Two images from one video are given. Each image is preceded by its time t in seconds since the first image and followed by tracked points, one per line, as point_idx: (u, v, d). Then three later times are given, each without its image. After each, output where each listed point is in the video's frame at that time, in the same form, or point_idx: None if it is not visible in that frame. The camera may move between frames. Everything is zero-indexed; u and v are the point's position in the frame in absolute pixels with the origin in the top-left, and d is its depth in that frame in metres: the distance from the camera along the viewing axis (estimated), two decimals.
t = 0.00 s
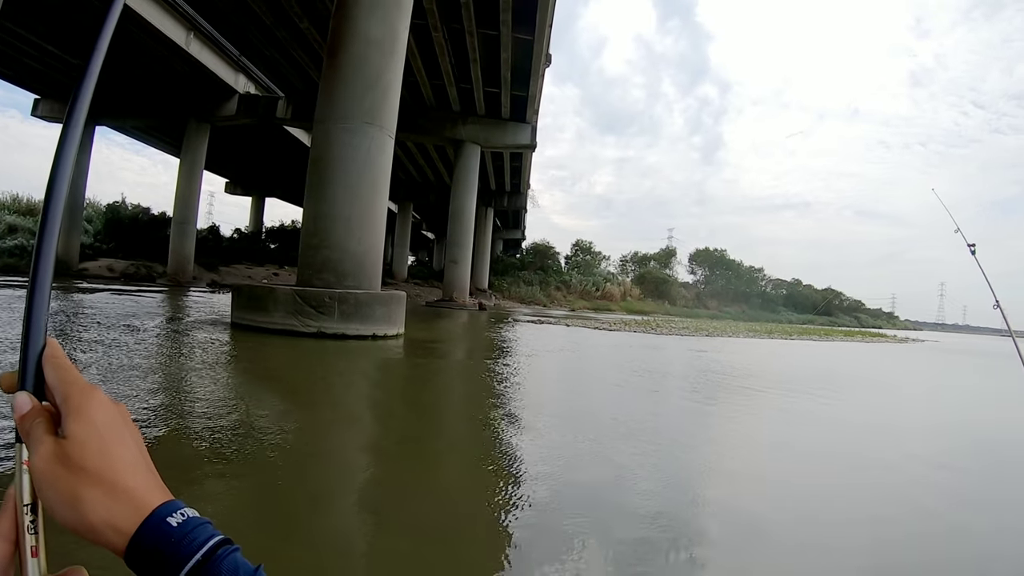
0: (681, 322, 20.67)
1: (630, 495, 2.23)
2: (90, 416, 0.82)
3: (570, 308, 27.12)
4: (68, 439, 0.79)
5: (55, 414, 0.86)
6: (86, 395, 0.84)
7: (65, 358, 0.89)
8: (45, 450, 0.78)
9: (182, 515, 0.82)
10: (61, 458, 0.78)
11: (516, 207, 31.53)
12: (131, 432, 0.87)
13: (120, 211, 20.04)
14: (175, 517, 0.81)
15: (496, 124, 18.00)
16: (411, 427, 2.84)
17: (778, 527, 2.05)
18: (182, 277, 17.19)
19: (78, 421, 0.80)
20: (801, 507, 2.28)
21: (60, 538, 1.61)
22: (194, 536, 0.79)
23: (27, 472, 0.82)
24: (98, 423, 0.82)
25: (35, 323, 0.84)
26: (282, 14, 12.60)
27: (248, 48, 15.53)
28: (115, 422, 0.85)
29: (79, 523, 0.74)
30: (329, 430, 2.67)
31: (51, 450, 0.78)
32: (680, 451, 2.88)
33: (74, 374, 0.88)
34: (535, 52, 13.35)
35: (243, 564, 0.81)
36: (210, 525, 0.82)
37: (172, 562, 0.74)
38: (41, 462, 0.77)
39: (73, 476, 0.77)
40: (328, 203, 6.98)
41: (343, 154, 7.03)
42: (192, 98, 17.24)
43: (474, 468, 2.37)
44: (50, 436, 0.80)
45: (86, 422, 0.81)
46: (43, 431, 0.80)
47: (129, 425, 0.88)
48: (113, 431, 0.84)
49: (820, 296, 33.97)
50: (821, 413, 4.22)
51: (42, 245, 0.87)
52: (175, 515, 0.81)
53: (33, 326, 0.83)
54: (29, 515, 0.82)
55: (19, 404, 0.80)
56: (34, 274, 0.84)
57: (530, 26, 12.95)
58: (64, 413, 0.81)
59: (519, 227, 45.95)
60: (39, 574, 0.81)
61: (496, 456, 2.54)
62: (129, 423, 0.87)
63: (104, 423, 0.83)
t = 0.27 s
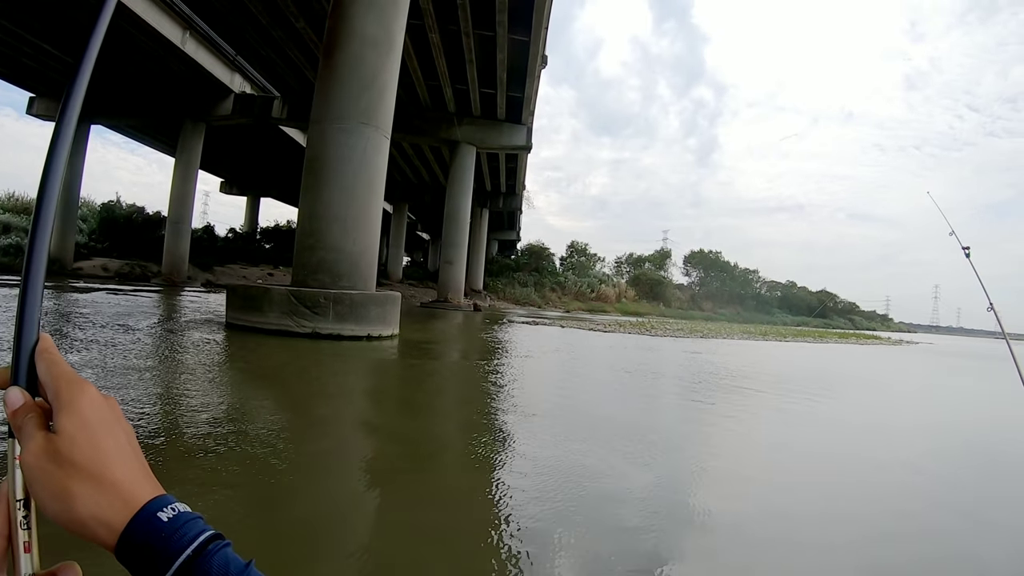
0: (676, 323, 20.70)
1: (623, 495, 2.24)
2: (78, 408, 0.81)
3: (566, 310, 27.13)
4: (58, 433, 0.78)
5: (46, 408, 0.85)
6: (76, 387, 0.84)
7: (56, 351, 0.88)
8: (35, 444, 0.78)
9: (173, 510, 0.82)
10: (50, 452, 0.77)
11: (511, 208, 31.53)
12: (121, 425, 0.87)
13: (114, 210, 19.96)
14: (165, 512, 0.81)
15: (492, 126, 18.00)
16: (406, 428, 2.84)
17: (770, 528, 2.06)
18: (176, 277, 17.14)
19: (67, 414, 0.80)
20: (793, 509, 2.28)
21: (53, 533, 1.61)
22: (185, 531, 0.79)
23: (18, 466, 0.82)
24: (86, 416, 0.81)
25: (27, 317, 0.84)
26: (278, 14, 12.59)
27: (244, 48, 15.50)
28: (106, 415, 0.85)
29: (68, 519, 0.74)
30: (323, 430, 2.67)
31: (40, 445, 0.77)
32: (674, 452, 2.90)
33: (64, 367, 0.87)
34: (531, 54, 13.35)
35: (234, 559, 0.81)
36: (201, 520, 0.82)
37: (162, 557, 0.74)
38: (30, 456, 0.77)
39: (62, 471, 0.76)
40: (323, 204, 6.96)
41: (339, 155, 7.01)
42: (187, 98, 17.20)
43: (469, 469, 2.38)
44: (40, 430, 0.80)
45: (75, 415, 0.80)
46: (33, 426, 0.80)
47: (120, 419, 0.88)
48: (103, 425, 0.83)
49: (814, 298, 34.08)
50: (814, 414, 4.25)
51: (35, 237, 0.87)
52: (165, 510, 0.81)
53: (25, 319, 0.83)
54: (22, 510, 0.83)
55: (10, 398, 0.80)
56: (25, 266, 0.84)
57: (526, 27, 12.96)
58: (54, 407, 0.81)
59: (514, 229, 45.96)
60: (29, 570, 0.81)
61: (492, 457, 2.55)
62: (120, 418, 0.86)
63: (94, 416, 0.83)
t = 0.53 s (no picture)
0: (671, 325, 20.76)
1: (620, 497, 2.24)
2: (82, 406, 0.82)
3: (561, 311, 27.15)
4: (61, 432, 0.78)
5: (51, 408, 0.85)
6: (80, 385, 0.84)
7: (60, 352, 0.89)
8: (39, 444, 0.78)
9: (176, 509, 0.82)
10: (53, 450, 0.78)
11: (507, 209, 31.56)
12: (125, 424, 0.87)
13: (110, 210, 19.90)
14: (168, 511, 0.81)
15: (489, 127, 18.02)
16: (403, 429, 2.85)
17: (763, 527, 2.08)
18: (172, 276, 17.10)
19: (70, 414, 0.80)
20: (788, 510, 2.28)
21: (53, 532, 1.61)
22: (187, 530, 0.79)
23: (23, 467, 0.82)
24: (90, 414, 0.82)
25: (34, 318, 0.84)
26: (276, 14, 12.58)
27: (241, 48, 15.49)
28: (110, 414, 0.85)
29: (71, 517, 0.74)
30: (318, 430, 2.68)
31: (44, 443, 0.78)
32: (670, 452, 2.91)
33: (69, 365, 0.87)
34: (528, 55, 13.36)
35: (237, 558, 0.81)
36: (203, 520, 0.82)
37: (164, 555, 0.74)
38: (33, 456, 0.77)
39: (66, 470, 0.77)
40: (320, 205, 6.95)
41: (335, 155, 7.01)
42: (184, 98, 17.18)
43: (466, 469, 2.39)
44: (45, 430, 0.80)
45: (79, 413, 0.81)
46: (38, 426, 0.80)
47: (123, 417, 0.88)
48: (107, 423, 0.84)
49: (809, 301, 34.21)
50: (809, 415, 4.27)
51: (44, 236, 0.87)
52: (169, 509, 0.81)
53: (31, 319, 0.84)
54: (25, 508, 0.82)
55: (16, 398, 0.80)
56: (34, 266, 0.85)
57: (523, 28, 12.98)
58: (58, 406, 0.81)
59: (510, 230, 46.01)
60: (32, 572, 0.80)
61: (489, 457, 2.55)
62: (123, 417, 0.87)
63: (98, 414, 0.83)
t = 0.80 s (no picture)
0: (667, 325, 20.78)
1: (620, 498, 2.23)
2: (85, 410, 0.82)
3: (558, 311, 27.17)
4: (64, 435, 0.78)
5: (54, 412, 0.85)
6: (84, 389, 0.84)
7: (64, 356, 0.89)
8: (42, 446, 0.78)
9: (177, 510, 0.81)
10: (56, 454, 0.77)
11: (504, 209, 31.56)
12: (127, 426, 0.87)
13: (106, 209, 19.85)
14: (169, 512, 0.80)
15: (486, 127, 18.02)
16: (402, 429, 2.84)
17: (761, 527, 2.08)
18: (168, 276, 17.06)
19: (75, 416, 0.80)
20: (783, 509, 2.28)
21: (54, 533, 1.60)
22: (188, 532, 0.78)
23: (27, 470, 0.82)
24: (92, 417, 0.82)
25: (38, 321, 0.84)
26: (272, 14, 12.58)
27: (238, 47, 15.47)
28: (112, 417, 0.85)
29: (73, 518, 0.74)
30: (316, 430, 2.67)
31: (47, 445, 0.78)
32: (665, 452, 2.92)
33: (72, 370, 0.87)
34: (524, 56, 13.37)
35: (237, 561, 0.81)
36: (204, 521, 0.82)
37: (166, 556, 0.74)
38: (37, 459, 0.77)
39: (68, 472, 0.77)
40: (316, 204, 6.95)
41: (331, 155, 7.00)
42: (180, 97, 17.15)
43: (465, 469, 2.38)
44: (48, 432, 0.80)
45: (82, 416, 0.81)
46: (42, 428, 0.80)
47: (125, 421, 0.88)
48: (110, 428, 0.83)
49: (804, 301, 34.28)
50: (804, 414, 4.28)
51: (48, 241, 0.88)
52: (170, 510, 0.80)
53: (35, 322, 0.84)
54: (28, 512, 0.82)
55: (20, 402, 0.80)
56: (39, 271, 0.85)
57: (520, 27, 12.99)
58: (62, 410, 0.81)
59: (507, 230, 46.00)
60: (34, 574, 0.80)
61: (487, 457, 2.55)
62: (127, 419, 0.87)
63: (100, 416, 0.83)
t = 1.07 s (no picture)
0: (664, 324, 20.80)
1: (618, 497, 2.23)
2: (85, 414, 0.82)
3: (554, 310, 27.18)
4: (65, 441, 0.79)
5: (56, 419, 0.85)
6: (83, 395, 0.84)
7: (65, 364, 0.89)
8: (43, 452, 0.78)
9: (175, 514, 0.81)
10: (57, 459, 0.77)
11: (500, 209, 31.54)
12: (126, 431, 0.87)
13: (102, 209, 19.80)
14: (167, 516, 0.80)
15: (482, 126, 18.01)
16: (399, 429, 2.83)
17: (756, 526, 2.08)
18: (164, 276, 17.02)
19: (75, 422, 0.80)
20: (777, 507, 2.29)
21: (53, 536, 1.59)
22: (186, 535, 0.78)
23: (28, 475, 0.82)
24: (93, 422, 0.82)
25: (40, 328, 0.84)
26: (269, 13, 12.56)
27: (234, 46, 15.44)
28: (112, 421, 0.85)
29: (73, 522, 0.74)
30: (311, 430, 2.66)
31: (48, 451, 0.78)
32: (662, 451, 2.92)
33: (73, 378, 0.87)
34: (521, 55, 13.36)
35: (234, 563, 0.80)
36: (202, 525, 0.81)
37: (165, 560, 0.73)
38: (37, 464, 0.77)
39: (69, 476, 0.77)
40: (312, 203, 6.94)
41: (327, 154, 6.99)
42: (176, 96, 17.10)
43: (462, 470, 2.37)
44: (50, 438, 0.80)
45: (82, 422, 0.81)
46: (43, 434, 0.80)
47: (125, 426, 0.88)
48: (110, 432, 0.83)
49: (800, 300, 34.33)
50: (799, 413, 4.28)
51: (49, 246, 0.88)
52: (168, 514, 0.80)
53: (37, 329, 0.84)
54: (29, 516, 0.82)
55: (21, 409, 0.80)
56: (40, 276, 0.85)
57: (516, 27, 12.98)
58: (63, 415, 0.81)
59: (503, 229, 46.00)
60: None
61: (484, 457, 2.55)
62: (126, 425, 0.87)
63: (100, 421, 0.83)
